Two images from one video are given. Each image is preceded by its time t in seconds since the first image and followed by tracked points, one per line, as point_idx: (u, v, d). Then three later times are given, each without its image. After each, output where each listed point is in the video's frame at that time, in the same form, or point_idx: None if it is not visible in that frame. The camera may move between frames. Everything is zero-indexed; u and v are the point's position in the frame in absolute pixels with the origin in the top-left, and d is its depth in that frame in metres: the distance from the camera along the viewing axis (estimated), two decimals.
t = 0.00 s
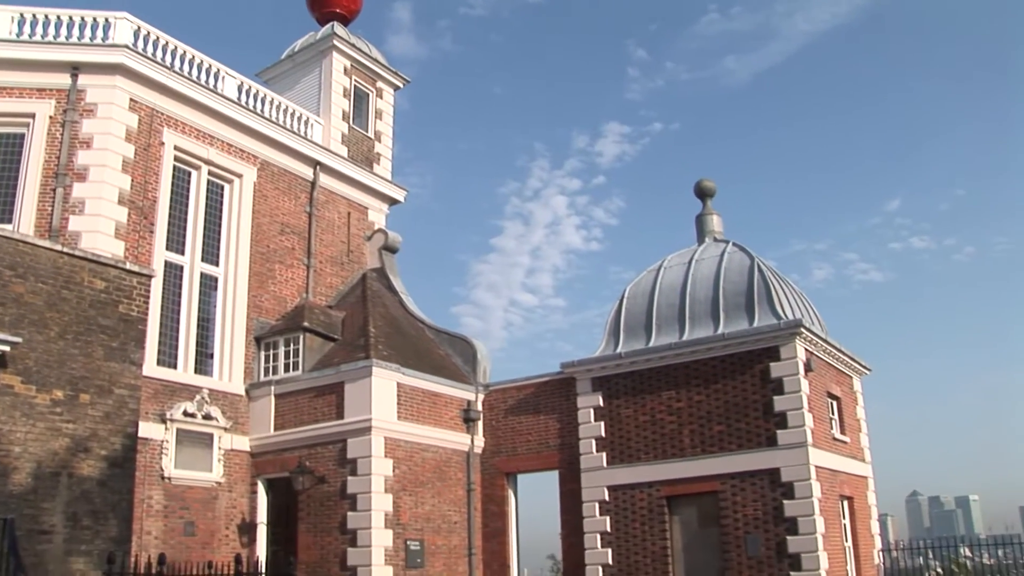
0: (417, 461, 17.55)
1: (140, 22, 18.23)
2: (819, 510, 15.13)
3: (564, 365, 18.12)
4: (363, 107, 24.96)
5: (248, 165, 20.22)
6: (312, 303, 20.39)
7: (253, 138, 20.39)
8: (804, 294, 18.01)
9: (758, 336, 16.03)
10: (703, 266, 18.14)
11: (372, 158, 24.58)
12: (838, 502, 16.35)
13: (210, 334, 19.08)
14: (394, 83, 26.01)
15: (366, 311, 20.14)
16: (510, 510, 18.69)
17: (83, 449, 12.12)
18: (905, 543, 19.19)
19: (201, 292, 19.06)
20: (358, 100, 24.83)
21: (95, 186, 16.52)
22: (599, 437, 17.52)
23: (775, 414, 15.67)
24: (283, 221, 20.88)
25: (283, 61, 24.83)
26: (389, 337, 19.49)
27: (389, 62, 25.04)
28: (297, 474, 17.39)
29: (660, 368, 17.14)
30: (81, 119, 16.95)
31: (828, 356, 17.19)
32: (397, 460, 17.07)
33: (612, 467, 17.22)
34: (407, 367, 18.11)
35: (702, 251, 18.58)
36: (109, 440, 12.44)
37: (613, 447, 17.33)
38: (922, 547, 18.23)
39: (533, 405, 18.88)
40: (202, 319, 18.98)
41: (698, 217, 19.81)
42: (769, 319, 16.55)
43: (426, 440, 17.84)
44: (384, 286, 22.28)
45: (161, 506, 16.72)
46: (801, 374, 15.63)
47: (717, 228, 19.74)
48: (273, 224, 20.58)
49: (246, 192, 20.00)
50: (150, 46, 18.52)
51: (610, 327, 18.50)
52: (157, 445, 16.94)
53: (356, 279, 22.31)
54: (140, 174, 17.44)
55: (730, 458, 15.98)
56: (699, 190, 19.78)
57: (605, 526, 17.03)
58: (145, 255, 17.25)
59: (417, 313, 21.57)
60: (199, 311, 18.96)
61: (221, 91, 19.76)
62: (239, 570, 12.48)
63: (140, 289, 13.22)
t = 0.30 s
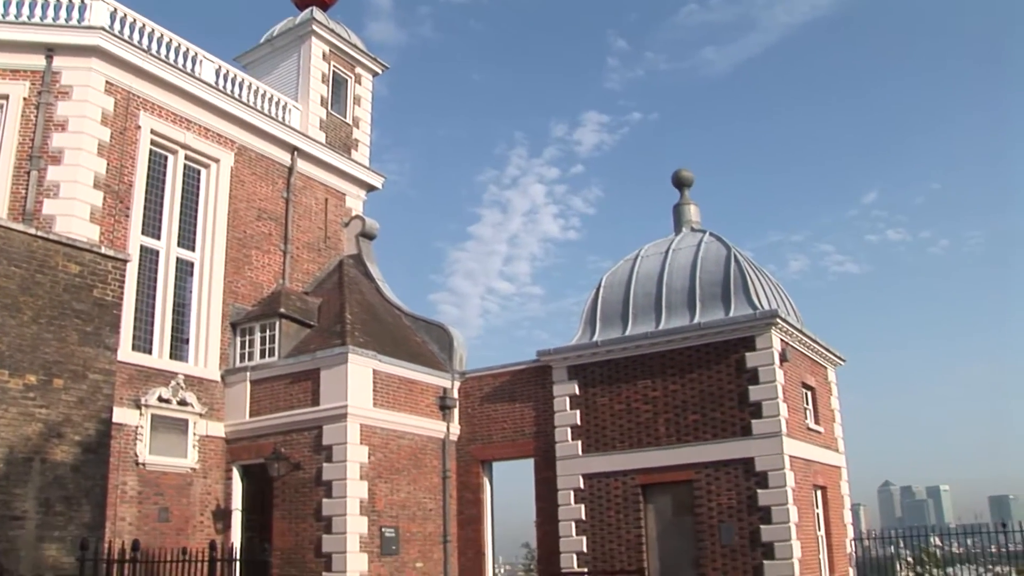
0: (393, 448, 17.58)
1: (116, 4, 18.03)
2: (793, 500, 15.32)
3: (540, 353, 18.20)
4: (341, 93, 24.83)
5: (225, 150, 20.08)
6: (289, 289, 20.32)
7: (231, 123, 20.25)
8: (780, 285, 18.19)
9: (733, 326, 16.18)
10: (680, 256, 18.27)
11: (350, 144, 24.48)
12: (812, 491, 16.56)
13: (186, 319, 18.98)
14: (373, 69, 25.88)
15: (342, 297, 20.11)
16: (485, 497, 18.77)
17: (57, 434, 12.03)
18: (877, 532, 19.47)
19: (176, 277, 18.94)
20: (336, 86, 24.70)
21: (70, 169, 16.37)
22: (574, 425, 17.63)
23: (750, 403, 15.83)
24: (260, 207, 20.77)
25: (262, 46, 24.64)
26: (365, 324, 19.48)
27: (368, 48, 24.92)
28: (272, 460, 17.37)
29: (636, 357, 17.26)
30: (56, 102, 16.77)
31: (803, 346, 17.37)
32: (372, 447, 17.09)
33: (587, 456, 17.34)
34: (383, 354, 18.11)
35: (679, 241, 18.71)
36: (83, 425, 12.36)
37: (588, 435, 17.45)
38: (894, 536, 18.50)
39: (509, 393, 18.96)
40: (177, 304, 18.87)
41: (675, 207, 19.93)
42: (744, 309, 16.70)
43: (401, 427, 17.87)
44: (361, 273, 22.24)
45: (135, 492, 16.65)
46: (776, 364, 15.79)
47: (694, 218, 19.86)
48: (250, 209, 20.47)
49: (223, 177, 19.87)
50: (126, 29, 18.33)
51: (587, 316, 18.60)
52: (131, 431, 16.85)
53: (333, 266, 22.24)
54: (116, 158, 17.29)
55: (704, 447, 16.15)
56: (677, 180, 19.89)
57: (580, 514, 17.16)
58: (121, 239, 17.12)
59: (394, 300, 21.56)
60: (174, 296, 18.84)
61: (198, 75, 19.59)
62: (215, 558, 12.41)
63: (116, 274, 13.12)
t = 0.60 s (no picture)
0: (369, 434, 17.61)
1: None
2: (766, 488, 15.53)
3: (517, 340, 18.28)
4: (320, 77, 24.69)
5: (203, 133, 19.94)
6: (266, 275, 20.25)
7: (208, 107, 20.11)
8: (756, 274, 18.36)
9: (710, 315, 16.32)
10: (658, 244, 18.40)
11: (328, 130, 24.36)
12: (786, 480, 16.77)
13: (162, 304, 18.88)
14: (352, 54, 25.75)
15: (319, 283, 20.07)
16: (461, 484, 18.86)
17: (30, 419, 11.97)
18: (849, 520, 19.76)
19: (152, 261, 18.83)
20: (315, 71, 24.56)
21: (44, 152, 16.22)
22: (550, 413, 17.75)
23: (726, 392, 16.01)
24: (237, 191, 20.67)
25: (240, 29, 24.44)
26: (342, 309, 19.46)
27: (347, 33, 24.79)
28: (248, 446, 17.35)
29: (612, 345, 17.38)
30: (31, 83, 16.58)
31: (779, 335, 17.55)
32: (348, 433, 17.11)
33: (563, 443, 17.48)
34: (360, 340, 18.12)
35: (656, 230, 18.85)
36: (57, 410, 12.31)
37: (564, 423, 17.58)
38: (867, 525, 18.79)
39: (486, 379, 19.04)
40: (153, 288, 18.76)
41: (653, 195, 20.04)
42: (721, 298, 16.86)
43: (378, 413, 17.90)
44: (339, 258, 22.19)
45: (109, 477, 16.59)
46: (752, 353, 15.96)
47: (672, 207, 19.99)
48: (227, 194, 20.36)
49: (200, 161, 19.73)
50: (103, 10, 18.15)
51: (564, 303, 18.70)
52: (106, 416, 16.78)
53: (310, 251, 22.17)
54: (92, 141, 17.14)
55: (680, 435, 16.32)
56: (655, 169, 20.00)
57: (555, 501, 17.29)
58: (96, 223, 17.01)
59: (371, 286, 21.54)
60: (150, 280, 18.73)
61: (176, 58, 19.43)
62: (191, 543, 12.36)
63: (91, 258, 13.02)
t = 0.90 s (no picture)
0: (346, 423, 17.62)
1: None
2: (742, 479, 15.70)
3: (495, 330, 18.35)
4: (299, 65, 24.55)
5: (181, 120, 19.80)
6: (243, 263, 20.16)
7: (186, 94, 19.96)
8: (734, 266, 18.52)
9: (687, 307, 16.45)
10: (636, 235, 18.53)
11: (307, 118, 24.24)
12: (761, 471, 16.95)
13: (139, 292, 18.76)
14: (332, 42, 25.62)
15: (297, 271, 20.02)
16: (438, 474, 18.92)
17: (5, 407, 11.91)
18: (824, 512, 20.01)
19: (129, 249, 18.69)
20: (294, 58, 24.42)
21: (19, 137, 16.08)
22: (528, 403, 17.84)
23: (703, 383, 16.15)
24: (215, 179, 20.55)
25: (218, 16, 24.24)
26: (320, 298, 19.43)
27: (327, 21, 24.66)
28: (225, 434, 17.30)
29: (590, 336, 17.48)
30: (6, 68, 16.39)
31: (756, 327, 17.71)
32: (325, 422, 17.11)
33: (540, 433, 17.58)
34: (338, 329, 18.11)
35: (635, 221, 18.96)
36: (32, 398, 12.25)
37: (541, 413, 17.67)
38: (842, 515, 19.04)
39: (463, 369, 19.09)
40: (130, 276, 18.64)
41: (632, 186, 20.13)
42: (698, 290, 16.99)
43: (355, 402, 17.91)
44: (317, 247, 22.12)
45: (85, 466, 16.51)
46: (729, 345, 16.11)
47: (651, 198, 20.10)
48: (205, 181, 20.24)
49: (178, 148, 19.60)
50: None
51: (542, 294, 18.78)
52: (82, 404, 16.68)
53: (288, 240, 22.08)
54: (68, 127, 17.00)
55: (656, 425, 16.46)
56: (634, 160, 20.09)
57: (532, 491, 17.39)
58: (72, 210, 16.89)
59: (349, 275, 21.51)
60: (127, 268, 18.61)
61: (154, 44, 19.28)
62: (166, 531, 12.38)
63: (67, 245, 12.91)
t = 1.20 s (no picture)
0: (324, 412, 17.62)
1: None
2: (719, 470, 15.86)
3: (473, 320, 18.40)
4: (279, 53, 24.42)
5: (159, 107, 19.66)
6: (222, 251, 20.08)
7: (165, 81, 19.81)
8: (712, 258, 18.67)
9: (666, 298, 16.57)
10: (615, 227, 18.65)
11: (286, 106, 24.13)
12: (738, 462, 17.13)
13: (115, 280, 18.64)
14: (312, 30, 25.50)
15: (275, 260, 19.96)
16: (415, 463, 18.98)
17: None
18: (800, 503, 20.24)
19: (106, 237, 18.55)
20: (274, 46, 24.28)
21: None
22: (505, 393, 17.92)
23: (681, 374, 16.29)
24: (193, 167, 20.43)
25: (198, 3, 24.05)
26: (298, 287, 19.40)
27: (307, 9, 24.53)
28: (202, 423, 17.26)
29: (568, 327, 17.57)
30: None
31: (734, 319, 17.87)
32: (303, 411, 17.11)
33: (518, 424, 17.67)
34: (317, 319, 18.09)
35: (614, 213, 19.07)
36: (8, 387, 12.25)
37: (519, 403, 17.76)
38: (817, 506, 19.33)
39: (441, 359, 19.14)
40: (107, 264, 18.51)
41: (612, 178, 20.23)
42: (677, 282, 17.12)
43: (333, 392, 17.92)
44: (296, 236, 22.06)
45: (60, 455, 16.41)
46: (707, 337, 16.24)
47: (630, 189, 20.20)
48: (184, 169, 20.11)
49: (156, 136, 19.46)
50: None
51: (520, 284, 18.85)
52: (58, 393, 16.58)
53: (267, 228, 22.00)
54: (45, 113, 16.85)
55: (634, 416, 16.59)
56: (614, 152, 20.18)
57: (510, 481, 17.49)
58: (48, 196, 16.78)
59: (328, 264, 21.47)
60: (104, 256, 18.47)
61: (132, 30, 19.13)
62: (144, 520, 12.31)
63: (42, 232, 12.81)
